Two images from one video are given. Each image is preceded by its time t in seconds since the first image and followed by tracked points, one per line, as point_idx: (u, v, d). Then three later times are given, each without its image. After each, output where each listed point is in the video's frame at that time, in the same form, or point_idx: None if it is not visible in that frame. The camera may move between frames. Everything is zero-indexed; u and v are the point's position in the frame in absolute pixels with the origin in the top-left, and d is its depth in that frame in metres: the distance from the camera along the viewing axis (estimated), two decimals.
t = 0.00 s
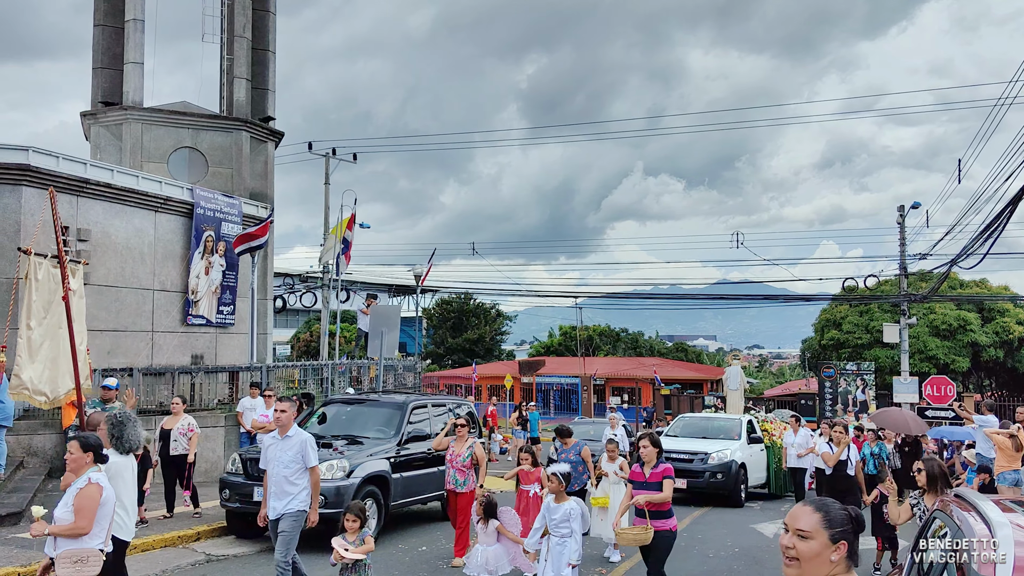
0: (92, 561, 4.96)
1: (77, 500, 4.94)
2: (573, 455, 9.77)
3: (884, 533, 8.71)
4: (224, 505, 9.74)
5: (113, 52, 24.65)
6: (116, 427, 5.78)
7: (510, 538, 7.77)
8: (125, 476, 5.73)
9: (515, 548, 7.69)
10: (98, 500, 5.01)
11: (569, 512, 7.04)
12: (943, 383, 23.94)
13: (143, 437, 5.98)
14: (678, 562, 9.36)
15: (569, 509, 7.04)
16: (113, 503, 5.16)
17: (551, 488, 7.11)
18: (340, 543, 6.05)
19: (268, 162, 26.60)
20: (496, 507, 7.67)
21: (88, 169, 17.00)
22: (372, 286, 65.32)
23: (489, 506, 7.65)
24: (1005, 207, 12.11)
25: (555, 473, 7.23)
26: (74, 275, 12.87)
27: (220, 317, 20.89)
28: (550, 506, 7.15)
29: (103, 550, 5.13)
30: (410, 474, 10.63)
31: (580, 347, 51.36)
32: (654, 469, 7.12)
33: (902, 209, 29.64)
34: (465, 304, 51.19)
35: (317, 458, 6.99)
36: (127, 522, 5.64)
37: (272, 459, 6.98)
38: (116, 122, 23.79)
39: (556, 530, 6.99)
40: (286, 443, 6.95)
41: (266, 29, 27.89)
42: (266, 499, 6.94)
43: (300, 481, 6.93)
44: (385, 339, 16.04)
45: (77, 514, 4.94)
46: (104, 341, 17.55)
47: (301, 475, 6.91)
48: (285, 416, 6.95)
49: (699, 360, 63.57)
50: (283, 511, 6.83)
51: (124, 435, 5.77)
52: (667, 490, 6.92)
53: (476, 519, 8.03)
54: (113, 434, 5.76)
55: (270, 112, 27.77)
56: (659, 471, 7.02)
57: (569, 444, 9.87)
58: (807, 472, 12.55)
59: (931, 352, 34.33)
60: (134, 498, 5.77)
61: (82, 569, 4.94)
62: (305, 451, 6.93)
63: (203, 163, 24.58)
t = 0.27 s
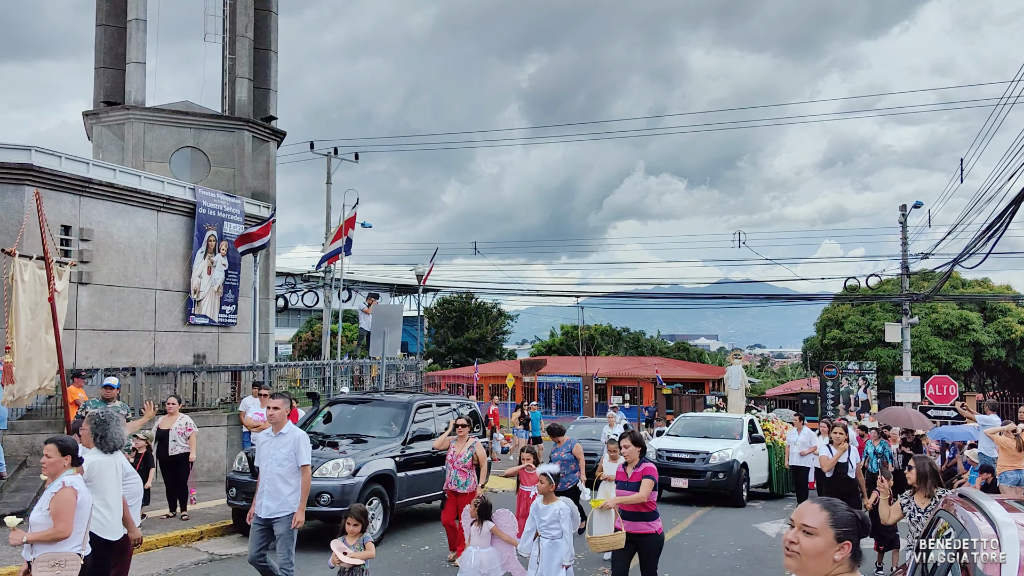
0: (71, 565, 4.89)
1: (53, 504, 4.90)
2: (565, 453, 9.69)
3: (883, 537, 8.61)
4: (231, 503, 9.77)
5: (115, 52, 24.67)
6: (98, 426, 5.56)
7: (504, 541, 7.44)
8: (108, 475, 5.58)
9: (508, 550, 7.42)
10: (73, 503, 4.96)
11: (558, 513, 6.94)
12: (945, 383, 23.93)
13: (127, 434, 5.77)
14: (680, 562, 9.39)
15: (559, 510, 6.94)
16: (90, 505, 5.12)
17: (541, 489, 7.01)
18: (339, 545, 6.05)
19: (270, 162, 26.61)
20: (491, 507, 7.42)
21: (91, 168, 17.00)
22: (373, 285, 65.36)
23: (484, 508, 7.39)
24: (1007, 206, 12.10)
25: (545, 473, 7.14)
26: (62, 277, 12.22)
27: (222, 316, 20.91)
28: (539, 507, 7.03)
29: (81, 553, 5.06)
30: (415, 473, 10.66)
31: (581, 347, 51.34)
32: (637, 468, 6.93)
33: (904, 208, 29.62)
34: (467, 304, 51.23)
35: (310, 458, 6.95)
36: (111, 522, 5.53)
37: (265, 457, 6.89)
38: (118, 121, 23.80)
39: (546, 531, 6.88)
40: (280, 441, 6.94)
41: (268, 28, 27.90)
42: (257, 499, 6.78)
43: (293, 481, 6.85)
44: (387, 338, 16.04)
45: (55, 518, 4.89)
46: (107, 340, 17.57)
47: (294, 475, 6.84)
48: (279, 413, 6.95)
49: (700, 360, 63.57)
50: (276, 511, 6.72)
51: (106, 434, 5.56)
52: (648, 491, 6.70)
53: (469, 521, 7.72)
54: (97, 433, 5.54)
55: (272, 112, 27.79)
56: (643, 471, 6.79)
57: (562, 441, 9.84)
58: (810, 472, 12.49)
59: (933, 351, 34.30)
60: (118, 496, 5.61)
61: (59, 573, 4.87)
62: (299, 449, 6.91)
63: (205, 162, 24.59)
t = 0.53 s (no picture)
0: (30, 567, 4.85)
1: (13, 505, 4.90)
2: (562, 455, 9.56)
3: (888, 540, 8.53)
4: (234, 502, 9.80)
5: (117, 52, 24.70)
6: (72, 430, 5.53)
7: (502, 544, 7.37)
8: (82, 478, 5.56)
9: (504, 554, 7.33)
10: (34, 504, 4.96)
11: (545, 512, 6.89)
12: (947, 383, 23.90)
13: (100, 435, 5.77)
14: (682, 561, 9.42)
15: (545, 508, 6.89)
16: (53, 506, 5.11)
17: (527, 488, 6.96)
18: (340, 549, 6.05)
19: (272, 162, 26.64)
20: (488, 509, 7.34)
21: (93, 168, 17.01)
22: (375, 284, 65.38)
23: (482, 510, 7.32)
24: (1009, 206, 12.07)
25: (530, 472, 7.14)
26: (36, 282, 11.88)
27: (224, 316, 20.94)
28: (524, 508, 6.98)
29: (43, 555, 5.05)
30: (417, 473, 10.67)
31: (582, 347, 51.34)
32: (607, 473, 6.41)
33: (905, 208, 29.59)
34: (468, 303, 51.23)
35: (299, 459, 6.80)
36: (85, 528, 5.54)
37: (253, 460, 6.76)
38: (120, 121, 23.83)
39: (531, 533, 6.83)
40: (267, 444, 6.76)
41: (270, 28, 27.92)
42: (247, 502, 6.70)
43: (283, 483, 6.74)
44: (389, 338, 16.04)
45: (15, 519, 4.90)
46: (110, 340, 17.58)
47: (282, 478, 6.72)
48: (265, 415, 6.76)
49: (701, 359, 63.53)
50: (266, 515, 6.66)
51: (80, 437, 5.55)
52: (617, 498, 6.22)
53: (467, 523, 7.66)
54: (69, 435, 5.52)
55: (274, 111, 27.81)
56: (612, 476, 6.27)
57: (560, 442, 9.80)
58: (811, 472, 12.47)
59: (935, 351, 34.24)
60: (94, 500, 5.63)
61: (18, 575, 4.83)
62: (287, 451, 6.74)
63: (207, 162, 24.61)
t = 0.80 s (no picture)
0: None
1: None
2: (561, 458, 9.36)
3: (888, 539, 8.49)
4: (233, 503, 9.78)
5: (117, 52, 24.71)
6: (36, 430, 5.56)
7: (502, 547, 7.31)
8: (47, 479, 5.59)
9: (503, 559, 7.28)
10: None
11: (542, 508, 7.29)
12: (947, 383, 23.89)
13: (67, 434, 5.80)
14: (682, 561, 9.42)
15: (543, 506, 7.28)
16: (20, 507, 5.17)
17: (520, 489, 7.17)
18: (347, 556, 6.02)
19: (272, 161, 26.65)
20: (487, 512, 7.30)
21: (93, 168, 17.01)
22: (375, 284, 65.39)
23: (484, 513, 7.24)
24: (1009, 206, 12.07)
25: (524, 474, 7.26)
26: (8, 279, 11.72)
27: (225, 316, 20.96)
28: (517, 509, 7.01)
29: (8, 555, 5.12)
30: (417, 473, 10.67)
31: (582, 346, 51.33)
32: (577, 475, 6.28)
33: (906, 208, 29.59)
34: (468, 303, 51.22)
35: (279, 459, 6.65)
36: (46, 528, 5.51)
37: (232, 466, 6.58)
38: (120, 121, 23.83)
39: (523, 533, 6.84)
40: (245, 447, 6.57)
41: (270, 28, 27.93)
42: (228, 509, 6.50)
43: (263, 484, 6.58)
44: (389, 338, 16.03)
45: None
46: (110, 340, 17.58)
47: (262, 480, 6.54)
48: (241, 418, 6.59)
49: (701, 358, 63.52)
50: (250, 520, 6.46)
51: (45, 436, 5.57)
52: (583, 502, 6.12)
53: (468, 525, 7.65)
54: (33, 435, 5.55)
55: (274, 111, 27.80)
56: (577, 479, 6.15)
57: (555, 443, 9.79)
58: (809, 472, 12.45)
59: (936, 351, 34.23)
60: (58, 503, 5.64)
61: None
62: (267, 452, 6.58)
63: (207, 161, 24.60)
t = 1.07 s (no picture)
0: None
1: None
2: (554, 457, 9.13)
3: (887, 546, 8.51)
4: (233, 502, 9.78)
5: (118, 52, 24.72)
6: (8, 428, 5.55)
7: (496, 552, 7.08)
8: (24, 477, 5.59)
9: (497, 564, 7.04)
10: None
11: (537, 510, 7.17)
12: (949, 382, 23.88)
13: (41, 429, 5.78)
14: (682, 561, 9.44)
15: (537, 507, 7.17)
16: None
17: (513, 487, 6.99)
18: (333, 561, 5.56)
19: (273, 161, 26.67)
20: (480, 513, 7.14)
21: (94, 168, 17.01)
22: (376, 284, 65.41)
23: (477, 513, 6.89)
24: (1010, 206, 12.06)
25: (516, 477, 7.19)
26: None
27: (226, 316, 20.97)
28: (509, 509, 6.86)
29: None
30: (417, 473, 10.67)
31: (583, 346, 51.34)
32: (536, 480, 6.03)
33: (907, 208, 29.57)
34: (469, 302, 51.21)
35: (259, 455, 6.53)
36: (26, 527, 5.57)
37: (210, 463, 6.47)
38: (121, 121, 23.83)
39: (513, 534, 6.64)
40: (223, 444, 6.48)
41: (271, 27, 27.94)
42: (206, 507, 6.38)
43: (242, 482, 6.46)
44: (390, 338, 16.02)
45: None
46: (111, 340, 17.58)
47: (241, 477, 6.41)
48: (220, 414, 6.53)
49: (702, 358, 63.51)
50: (226, 518, 6.32)
51: (18, 433, 5.56)
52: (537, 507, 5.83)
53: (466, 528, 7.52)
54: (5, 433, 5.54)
55: (275, 111, 27.81)
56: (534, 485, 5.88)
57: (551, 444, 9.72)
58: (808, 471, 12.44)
59: (937, 351, 34.20)
60: (35, 501, 5.66)
61: None
62: (246, 448, 6.48)
63: (208, 161, 24.60)
